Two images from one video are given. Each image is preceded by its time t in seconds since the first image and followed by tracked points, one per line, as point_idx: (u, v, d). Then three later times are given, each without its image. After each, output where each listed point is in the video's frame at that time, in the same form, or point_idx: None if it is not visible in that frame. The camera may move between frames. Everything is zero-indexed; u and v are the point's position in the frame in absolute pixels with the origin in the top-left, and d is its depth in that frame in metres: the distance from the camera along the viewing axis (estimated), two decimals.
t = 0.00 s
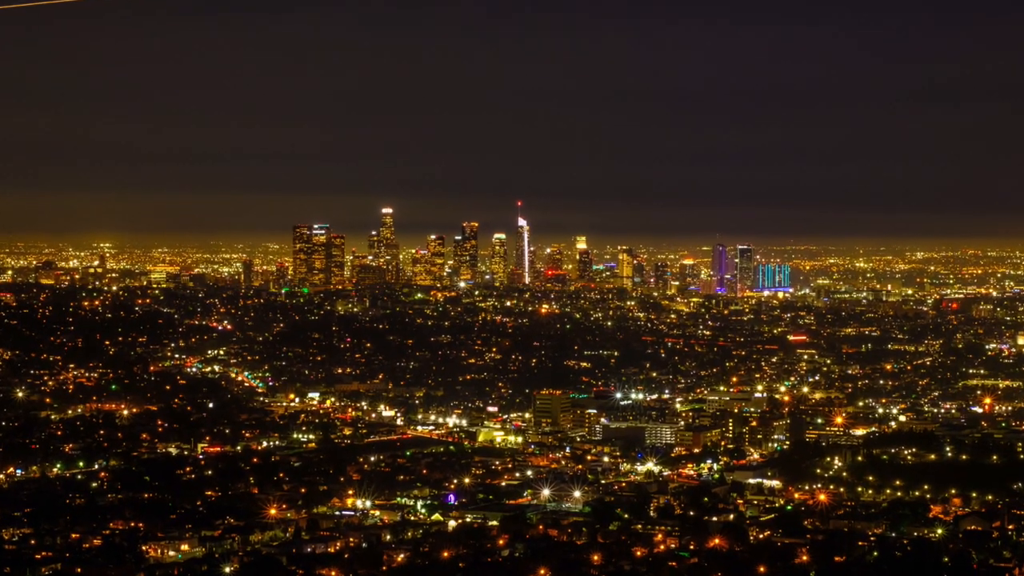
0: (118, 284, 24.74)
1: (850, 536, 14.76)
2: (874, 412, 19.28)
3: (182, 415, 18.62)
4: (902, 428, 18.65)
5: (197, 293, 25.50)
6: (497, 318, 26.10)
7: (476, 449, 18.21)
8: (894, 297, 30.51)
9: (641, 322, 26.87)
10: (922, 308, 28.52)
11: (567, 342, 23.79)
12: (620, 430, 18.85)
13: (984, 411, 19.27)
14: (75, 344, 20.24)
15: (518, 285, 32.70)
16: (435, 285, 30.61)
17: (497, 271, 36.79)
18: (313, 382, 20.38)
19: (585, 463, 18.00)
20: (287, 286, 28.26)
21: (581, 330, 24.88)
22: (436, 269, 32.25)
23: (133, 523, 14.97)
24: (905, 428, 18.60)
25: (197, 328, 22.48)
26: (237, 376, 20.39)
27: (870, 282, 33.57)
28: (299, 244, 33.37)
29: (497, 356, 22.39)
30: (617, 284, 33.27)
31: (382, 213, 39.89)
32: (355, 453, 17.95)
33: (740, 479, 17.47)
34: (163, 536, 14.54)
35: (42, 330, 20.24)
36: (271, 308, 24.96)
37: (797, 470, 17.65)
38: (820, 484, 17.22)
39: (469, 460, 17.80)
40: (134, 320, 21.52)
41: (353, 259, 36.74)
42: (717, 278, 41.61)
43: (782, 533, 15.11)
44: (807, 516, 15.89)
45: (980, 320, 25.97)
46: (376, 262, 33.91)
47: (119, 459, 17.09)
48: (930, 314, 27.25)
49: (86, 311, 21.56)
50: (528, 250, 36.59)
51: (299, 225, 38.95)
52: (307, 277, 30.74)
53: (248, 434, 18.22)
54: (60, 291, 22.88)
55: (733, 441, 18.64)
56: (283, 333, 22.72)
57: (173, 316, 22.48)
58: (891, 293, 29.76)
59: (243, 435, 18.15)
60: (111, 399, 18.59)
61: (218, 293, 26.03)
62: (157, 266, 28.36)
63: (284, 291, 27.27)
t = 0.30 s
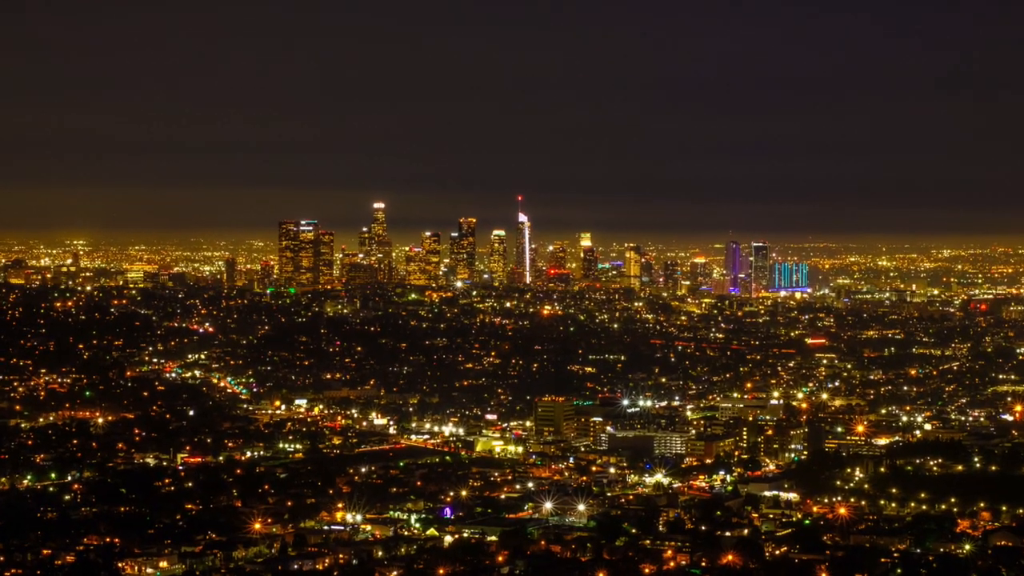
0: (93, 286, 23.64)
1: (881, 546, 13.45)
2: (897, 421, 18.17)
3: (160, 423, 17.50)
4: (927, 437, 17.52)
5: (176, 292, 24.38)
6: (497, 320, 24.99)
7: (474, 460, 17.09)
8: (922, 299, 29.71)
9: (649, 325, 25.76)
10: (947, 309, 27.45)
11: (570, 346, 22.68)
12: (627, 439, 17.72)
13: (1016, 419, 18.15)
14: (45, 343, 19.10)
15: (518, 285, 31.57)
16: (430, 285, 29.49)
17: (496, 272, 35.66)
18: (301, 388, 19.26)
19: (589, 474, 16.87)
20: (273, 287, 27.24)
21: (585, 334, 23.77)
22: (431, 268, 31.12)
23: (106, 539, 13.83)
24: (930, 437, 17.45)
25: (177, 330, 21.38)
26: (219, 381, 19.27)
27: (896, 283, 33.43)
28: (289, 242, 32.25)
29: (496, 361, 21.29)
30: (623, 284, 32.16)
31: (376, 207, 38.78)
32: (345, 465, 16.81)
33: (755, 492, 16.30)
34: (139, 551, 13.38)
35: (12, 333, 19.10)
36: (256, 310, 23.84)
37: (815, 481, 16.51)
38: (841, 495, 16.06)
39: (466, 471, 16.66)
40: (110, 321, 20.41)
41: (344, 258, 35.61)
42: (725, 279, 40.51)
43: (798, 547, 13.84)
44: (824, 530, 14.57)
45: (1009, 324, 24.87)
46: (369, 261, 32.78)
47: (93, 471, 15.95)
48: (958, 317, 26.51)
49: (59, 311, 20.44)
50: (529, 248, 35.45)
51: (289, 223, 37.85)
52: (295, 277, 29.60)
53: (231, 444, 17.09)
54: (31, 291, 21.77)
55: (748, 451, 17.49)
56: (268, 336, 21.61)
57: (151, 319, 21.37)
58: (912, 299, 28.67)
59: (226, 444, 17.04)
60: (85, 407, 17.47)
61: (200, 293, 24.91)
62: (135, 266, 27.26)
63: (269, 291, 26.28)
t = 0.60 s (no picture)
0: (65, 287, 22.72)
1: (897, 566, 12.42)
2: (921, 429, 17.17)
3: (140, 431, 16.51)
4: (952, 446, 16.52)
5: (156, 294, 23.46)
6: (496, 321, 24.01)
7: (472, 470, 16.10)
8: (946, 299, 28.66)
9: (658, 326, 24.77)
10: (974, 309, 26.39)
11: (573, 349, 21.69)
12: (634, 448, 16.73)
13: None
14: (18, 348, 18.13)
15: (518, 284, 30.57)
16: (425, 285, 28.49)
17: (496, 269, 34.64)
18: (289, 394, 18.28)
19: (594, 485, 15.88)
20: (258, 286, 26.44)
21: (590, 336, 22.77)
22: (426, 267, 30.12)
23: (80, 555, 12.84)
24: (955, 447, 16.45)
25: (155, 332, 20.44)
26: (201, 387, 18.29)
27: (918, 282, 32.39)
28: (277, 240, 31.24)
29: (494, 365, 20.32)
30: (629, 284, 31.14)
31: (369, 200, 37.74)
32: (334, 475, 15.83)
33: (770, 504, 15.32)
34: (117, 568, 12.40)
35: None
36: (240, 310, 22.86)
37: (833, 494, 15.52)
38: (860, 509, 15.06)
39: (464, 482, 15.67)
40: (84, 324, 19.46)
41: (336, 257, 34.59)
42: (738, 276, 39.44)
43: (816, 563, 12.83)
44: (844, 545, 13.68)
45: None
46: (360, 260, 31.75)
47: (67, 482, 14.96)
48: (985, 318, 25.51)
49: (32, 313, 19.47)
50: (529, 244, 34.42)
51: (277, 218, 36.83)
52: (282, 276, 28.64)
53: (214, 454, 16.10)
54: None
55: (762, 461, 16.51)
56: (252, 338, 20.65)
57: (129, 322, 20.40)
58: (935, 301, 27.63)
59: (208, 453, 16.05)
60: (59, 414, 16.48)
61: (179, 295, 23.96)
62: (111, 266, 26.34)
63: (255, 292, 25.42)
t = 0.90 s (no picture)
0: (39, 288, 21.89)
1: (936, 572, 11.34)
2: (944, 437, 16.26)
3: (120, 439, 15.61)
4: (977, 455, 15.60)
5: (134, 295, 22.66)
6: (496, 323, 23.14)
7: (469, 481, 15.21)
8: (972, 300, 27.73)
9: (667, 329, 23.91)
10: (1000, 312, 25.53)
11: (578, 352, 20.82)
12: (641, 456, 15.85)
13: None
14: None
15: (519, 284, 29.67)
16: (421, 285, 27.61)
17: (495, 269, 33.78)
18: (277, 400, 17.40)
19: (600, 496, 14.98)
20: (243, 286, 25.37)
21: (595, 339, 21.88)
22: (421, 267, 29.25)
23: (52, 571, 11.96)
24: (981, 456, 15.54)
25: (134, 335, 19.59)
26: (182, 391, 17.41)
27: (941, 282, 31.54)
28: (264, 238, 30.38)
29: (494, 370, 19.44)
30: (636, 284, 30.23)
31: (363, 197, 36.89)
32: (324, 486, 14.93)
33: (785, 516, 14.41)
34: None
35: None
36: (225, 311, 22.00)
37: (852, 506, 14.61)
38: (879, 522, 14.12)
39: (461, 493, 14.77)
40: (60, 326, 18.60)
41: (326, 255, 33.72)
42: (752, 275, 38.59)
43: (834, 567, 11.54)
44: (864, 561, 12.66)
45: None
46: (351, 259, 30.88)
47: (42, 493, 14.08)
48: (1012, 320, 24.65)
49: (4, 316, 18.62)
50: (532, 242, 33.53)
51: (264, 215, 35.97)
52: (268, 275, 27.85)
53: (197, 463, 15.22)
54: None
55: (776, 471, 15.62)
56: (238, 341, 19.79)
57: (106, 325, 19.54)
58: (957, 303, 26.71)
59: (191, 463, 15.16)
60: (34, 422, 15.59)
61: (160, 295, 23.12)
62: (87, 265, 25.51)
63: (238, 292, 24.59)
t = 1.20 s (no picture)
0: (13, 287, 21.19)
1: None
2: (967, 446, 15.44)
3: (99, 447, 14.81)
4: (1002, 464, 14.77)
5: (112, 295, 21.95)
6: (495, 325, 22.37)
7: (466, 491, 14.40)
8: (995, 302, 26.93)
9: (675, 330, 23.13)
10: None
11: (582, 356, 20.05)
12: (647, 466, 15.06)
13: None
14: None
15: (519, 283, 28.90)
16: (416, 285, 26.83)
17: (494, 267, 32.94)
18: (264, 406, 16.62)
19: (604, 507, 14.16)
20: (226, 286, 24.72)
21: (599, 342, 21.09)
22: (416, 265, 28.47)
23: None
24: (1007, 465, 14.72)
25: (115, 337, 18.84)
26: (164, 396, 16.64)
27: (961, 281, 30.74)
28: (251, 235, 29.61)
29: (493, 374, 18.67)
30: (642, 284, 29.42)
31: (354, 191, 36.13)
32: (314, 496, 14.11)
33: (800, 529, 13.51)
34: None
35: None
36: (210, 313, 21.27)
37: (870, 517, 13.79)
38: (899, 534, 13.30)
39: (458, 504, 13.95)
40: (36, 328, 17.82)
41: (317, 252, 33.01)
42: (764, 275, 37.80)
43: None
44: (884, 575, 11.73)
45: None
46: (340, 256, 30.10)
47: (16, 505, 13.26)
48: None
49: None
50: (532, 241, 32.74)
51: (250, 209, 35.20)
52: (253, 273, 27.18)
53: (180, 473, 14.41)
54: None
55: (791, 482, 14.82)
56: (223, 344, 19.03)
57: (84, 327, 18.79)
58: (980, 305, 25.89)
59: (174, 472, 14.36)
60: (8, 429, 14.79)
61: (141, 295, 22.38)
62: (66, 262, 24.81)
63: (223, 292, 23.88)
